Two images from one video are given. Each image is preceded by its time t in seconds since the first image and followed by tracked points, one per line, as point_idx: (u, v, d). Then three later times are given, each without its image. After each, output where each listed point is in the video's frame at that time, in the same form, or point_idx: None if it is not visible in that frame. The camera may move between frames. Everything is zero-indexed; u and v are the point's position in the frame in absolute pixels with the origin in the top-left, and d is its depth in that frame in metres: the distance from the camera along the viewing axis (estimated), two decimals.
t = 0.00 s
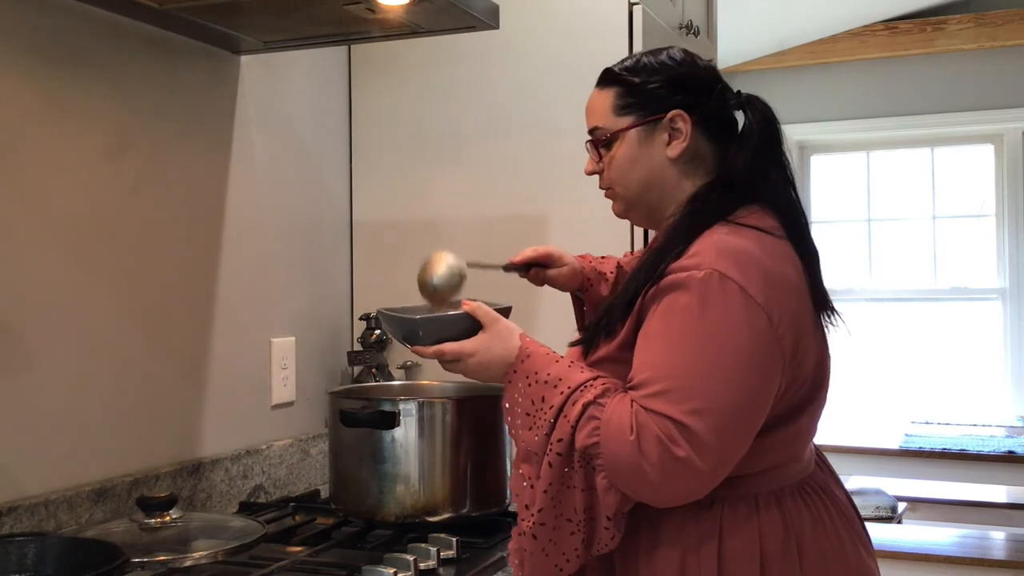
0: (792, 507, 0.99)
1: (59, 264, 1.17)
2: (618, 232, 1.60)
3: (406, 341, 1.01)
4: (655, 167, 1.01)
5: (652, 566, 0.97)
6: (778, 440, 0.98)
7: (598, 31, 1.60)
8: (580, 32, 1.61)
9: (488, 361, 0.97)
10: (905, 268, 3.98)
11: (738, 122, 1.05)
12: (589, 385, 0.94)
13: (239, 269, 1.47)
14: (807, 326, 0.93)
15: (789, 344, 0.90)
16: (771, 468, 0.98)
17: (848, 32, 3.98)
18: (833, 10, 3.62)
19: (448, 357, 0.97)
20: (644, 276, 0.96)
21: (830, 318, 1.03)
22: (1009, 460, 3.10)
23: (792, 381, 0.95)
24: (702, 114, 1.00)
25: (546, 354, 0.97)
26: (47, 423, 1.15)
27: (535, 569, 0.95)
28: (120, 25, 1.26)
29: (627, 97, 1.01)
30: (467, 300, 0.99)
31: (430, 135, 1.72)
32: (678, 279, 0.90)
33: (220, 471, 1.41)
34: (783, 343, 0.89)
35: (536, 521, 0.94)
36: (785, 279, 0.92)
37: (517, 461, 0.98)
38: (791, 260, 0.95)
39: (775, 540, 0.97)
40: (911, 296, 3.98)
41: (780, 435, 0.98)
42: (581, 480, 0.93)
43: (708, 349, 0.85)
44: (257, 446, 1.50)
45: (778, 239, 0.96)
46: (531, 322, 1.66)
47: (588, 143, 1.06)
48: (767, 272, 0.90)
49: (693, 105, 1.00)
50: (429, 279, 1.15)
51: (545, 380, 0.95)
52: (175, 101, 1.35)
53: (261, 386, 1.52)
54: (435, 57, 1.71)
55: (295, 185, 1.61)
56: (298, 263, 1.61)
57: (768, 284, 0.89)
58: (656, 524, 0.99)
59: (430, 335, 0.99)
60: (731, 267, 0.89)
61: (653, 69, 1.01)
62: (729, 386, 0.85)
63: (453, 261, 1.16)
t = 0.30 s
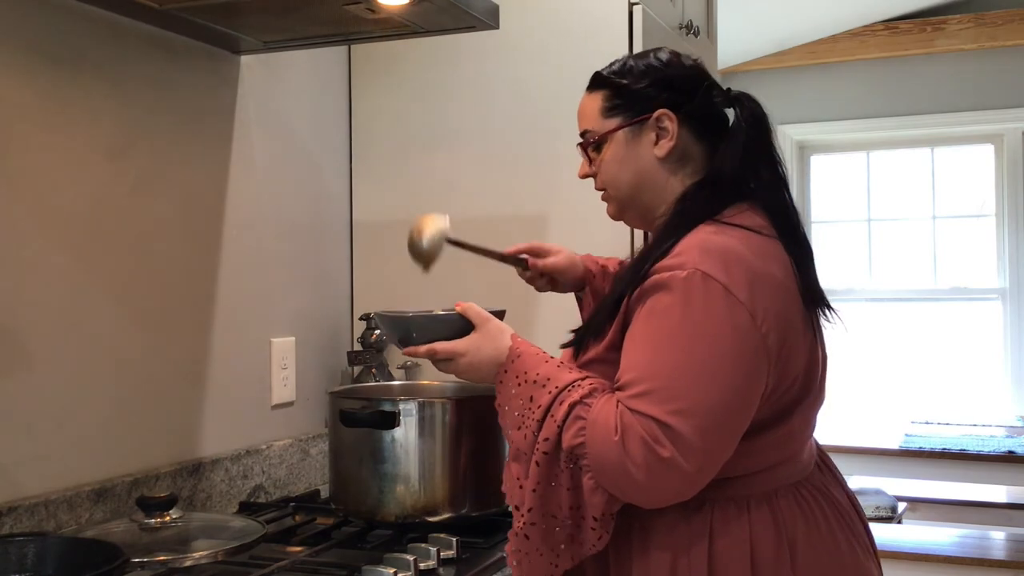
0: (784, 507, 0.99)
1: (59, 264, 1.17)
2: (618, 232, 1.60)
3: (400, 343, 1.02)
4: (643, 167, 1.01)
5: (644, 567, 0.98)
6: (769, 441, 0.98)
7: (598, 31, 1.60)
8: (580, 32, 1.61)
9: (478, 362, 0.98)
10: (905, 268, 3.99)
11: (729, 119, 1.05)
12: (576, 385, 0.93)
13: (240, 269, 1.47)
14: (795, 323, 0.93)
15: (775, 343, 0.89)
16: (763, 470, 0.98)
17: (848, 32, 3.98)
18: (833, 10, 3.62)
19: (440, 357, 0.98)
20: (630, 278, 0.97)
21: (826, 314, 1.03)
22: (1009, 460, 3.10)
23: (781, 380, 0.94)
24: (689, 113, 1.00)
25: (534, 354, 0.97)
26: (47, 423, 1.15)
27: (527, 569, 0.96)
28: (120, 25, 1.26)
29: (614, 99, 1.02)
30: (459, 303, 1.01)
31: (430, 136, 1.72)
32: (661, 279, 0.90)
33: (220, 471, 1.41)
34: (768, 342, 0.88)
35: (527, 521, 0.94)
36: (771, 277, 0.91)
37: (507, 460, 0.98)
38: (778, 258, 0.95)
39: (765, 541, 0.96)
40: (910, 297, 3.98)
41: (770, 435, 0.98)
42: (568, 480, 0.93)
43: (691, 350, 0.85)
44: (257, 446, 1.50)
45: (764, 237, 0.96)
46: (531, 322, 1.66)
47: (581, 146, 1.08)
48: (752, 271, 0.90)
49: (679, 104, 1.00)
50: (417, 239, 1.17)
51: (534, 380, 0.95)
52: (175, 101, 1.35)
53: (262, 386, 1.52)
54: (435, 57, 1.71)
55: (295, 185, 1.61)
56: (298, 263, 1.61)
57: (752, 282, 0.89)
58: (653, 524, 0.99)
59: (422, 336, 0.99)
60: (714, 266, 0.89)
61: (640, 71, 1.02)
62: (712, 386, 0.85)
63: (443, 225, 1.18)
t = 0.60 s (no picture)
0: (779, 509, 0.99)
1: (59, 264, 1.17)
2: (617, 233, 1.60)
3: (385, 343, 1.01)
4: (629, 170, 1.02)
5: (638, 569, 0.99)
6: (764, 444, 0.98)
7: (597, 31, 1.60)
8: (580, 31, 1.61)
9: (472, 365, 0.99)
10: (904, 268, 3.99)
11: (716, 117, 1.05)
12: (576, 391, 0.93)
13: (239, 269, 1.47)
14: (789, 320, 0.93)
15: (770, 343, 0.89)
16: (758, 473, 0.98)
17: (848, 32, 3.98)
18: (833, 10, 3.62)
19: (430, 359, 0.98)
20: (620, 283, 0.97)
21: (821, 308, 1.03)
22: (1009, 460, 3.10)
23: (774, 382, 0.95)
24: (670, 114, 1.00)
25: (533, 360, 0.98)
26: (47, 423, 1.15)
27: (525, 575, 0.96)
28: (120, 25, 1.26)
29: (597, 106, 1.03)
30: (453, 304, 1.01)
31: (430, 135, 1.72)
32: (653, 286, 0.90)
33: (220, 471, 1.41)
34: (764, 343, 0.88)
35: (523, 527, 0.95)
36: (762, 277, 0.91)
37: (504, 465, 0.99)
38: (767, 257, 0.95)
39: (760, 544, 0.96)
40: (910, 296, 3.98)
41: (766, 439, 0.98)
42: (565, 487, 0.93)
43: (688, 355, 0.85)
44: (257, 446, 1.50)
45: (755, 237, 0.96)
46: (531, 322, 1.66)
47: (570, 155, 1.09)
48: (743, 272, 0.90)
49: (662, 105, 1.00)
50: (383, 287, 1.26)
51: (532, 386, 0.96)
52: (175, 101, 1.35)
53: (261, 386, 1.52)
54: (434, 57, 1.71)
55: (295, 185, 1.61)
56: (298, 263, 1.61)
57: (743, 283, 0.89)
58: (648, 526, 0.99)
59: (411, 337, 0.99)
60: (705, 270, 0.89)
61: (621, 76, 1.03)
62: (711, 391, 0.84)
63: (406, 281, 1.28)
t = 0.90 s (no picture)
0: (786, 510, 0.99)
1: (59, 264, 1.17)
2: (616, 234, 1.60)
3: (406, 328, 0.98)
4: (621, 174, 1.02)
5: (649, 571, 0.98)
6: (775, 446, 0.98)
7: (597, 31, 1.60)
8: (580, 31, 1.61)
9: (494, 364, 0.97)
10: (904, 268, 3.99)
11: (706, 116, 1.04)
12: (601, 398, 0.93)
13: (239, 269, 1.47)
14: (800, 317, 0.93)
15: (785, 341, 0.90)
16: (767, 474, 0.98)
17: (848, 32, 3.98)
18: (833, 9, 3.62)
19: (451, 352, 0.97)
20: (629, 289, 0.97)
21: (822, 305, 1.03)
22: (1009, 460, 3.10)
23: (787, 382, 0.95)
24: (659, 115, 1.00)
25: (555, 365, 0.97)
26: (47, 423, 1.16)
27: None
28: (120, 25, 1.26)
29: (585, 112, 1.04)
30: (482, 299, 0.99)
31: (429, 136, 1.72)
32: (669, 293, 0.88)
33: (220, 471, 1.41)
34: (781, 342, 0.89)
35: (539, 537, 0.93)
36: (773, 275, 0.92)
37: (515, 472, 0.96)
38: (774, 255, 0.95)
39: (768, 545, 0.97)
40: (910, 296, 3.98)
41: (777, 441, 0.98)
42: (587, 499, 0.92)
43: (716, 361, 0.84)
44: (257, 446, 1.50)
45: (761, 236, 0.96)
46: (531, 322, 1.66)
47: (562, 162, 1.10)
48: (757, 273, 0.90)
49: (649, 107, 1.00)
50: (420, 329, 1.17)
51: (556, 392, 0.94)
52: (175, 101, 1.35)
53: (262, 386, 1.52)
54: (434, 57, 1.71)
55: (295, 185, 1.61)
56: (298, 263, 1.62)
57: (757, 284, 0.89)
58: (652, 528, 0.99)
59: (437, 327, 0.97)
60: (721, 273, 0.88)
61: (608, 81, 1.03)
62: (740, 395, 0.84)
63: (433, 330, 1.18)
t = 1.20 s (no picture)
0: (803, 509, 1.00)
1: (59, 264, 1.17)
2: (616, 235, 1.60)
3: (428, 350, 0.99)
4: (620, 176, 1.02)
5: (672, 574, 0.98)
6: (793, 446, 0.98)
7: (596, 31, 1.60)
8: (580, 31, 1.61)
9: (515, 382, 0.98)
10: (904, 268, 3.99)
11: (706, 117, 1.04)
12: (634, 406, 0.92)
13: (240, 270, 1.47)
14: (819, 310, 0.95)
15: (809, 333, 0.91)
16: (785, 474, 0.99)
17: (848, 32, 3.98)
18: (833, 9, 3.62)
19: (473, 372, 0.99)
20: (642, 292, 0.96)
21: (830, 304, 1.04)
22: (1009, 460, 3.10)
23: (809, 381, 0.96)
24: (659, 117, 1.00)
25: (581, 379, 0.97)
26: (48, 422, 1.16)
27: None
28: (120, 25, 1.26)
29: (585, 113, 1.04)
30: (503, 318, 0.99)
31: (429, 136, 1.72)
32: (698, 292, 0.88)
33: (220, 471, 1.41)
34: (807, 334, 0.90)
35: (588, 556, 0.93)
36: (793, 269, 0.93)
37: (557, 492, 0.97)
38: (788, 249, 0.96)
39: (787, 544, 0.97)
40: (910, 296, 3.98)
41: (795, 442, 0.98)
42: (632, 510, 0.91)
43: (755, 356, 0.85)
44: (257, 446, 1.50)
45: (774, 232, 0.97)
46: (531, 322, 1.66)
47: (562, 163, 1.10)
48: (780, 268, 0.91)
49: (649, 109, 1.00)
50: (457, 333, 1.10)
51: (588, 406, 0.94)
52: (175, 101, 1.35)
53: (262, 386, 1.52)
54: (434, 57, 1.71)
55: (294, 185, 1.60)
56: (298, 263, 1.62)
57: (781, 277, 0.90)
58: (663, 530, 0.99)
59: (456, 347, 0.97)
60: (747, 269, 0.89)
61: (607, 82, 1.03)
62: (780, 388, 0.85)
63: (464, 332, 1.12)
